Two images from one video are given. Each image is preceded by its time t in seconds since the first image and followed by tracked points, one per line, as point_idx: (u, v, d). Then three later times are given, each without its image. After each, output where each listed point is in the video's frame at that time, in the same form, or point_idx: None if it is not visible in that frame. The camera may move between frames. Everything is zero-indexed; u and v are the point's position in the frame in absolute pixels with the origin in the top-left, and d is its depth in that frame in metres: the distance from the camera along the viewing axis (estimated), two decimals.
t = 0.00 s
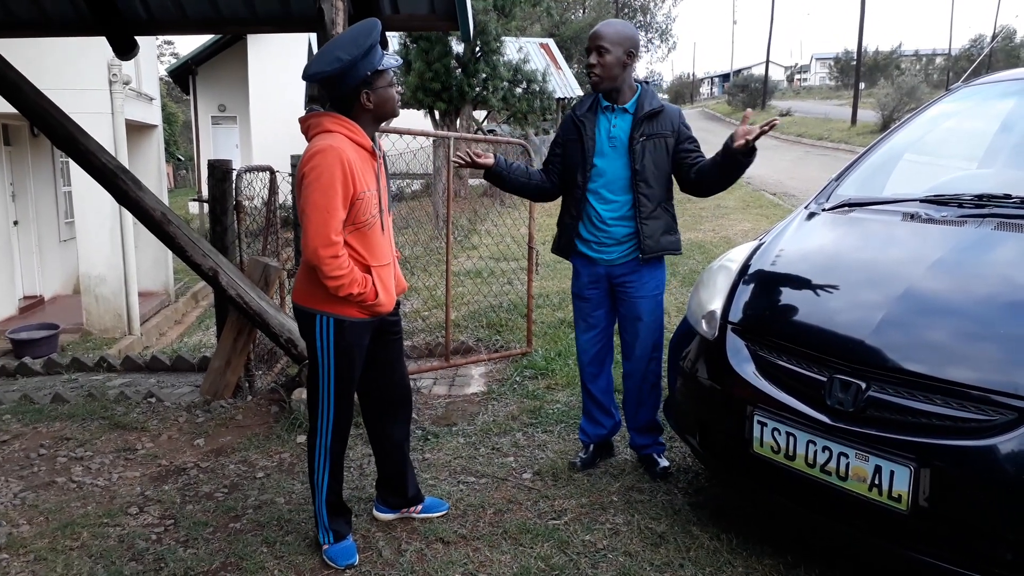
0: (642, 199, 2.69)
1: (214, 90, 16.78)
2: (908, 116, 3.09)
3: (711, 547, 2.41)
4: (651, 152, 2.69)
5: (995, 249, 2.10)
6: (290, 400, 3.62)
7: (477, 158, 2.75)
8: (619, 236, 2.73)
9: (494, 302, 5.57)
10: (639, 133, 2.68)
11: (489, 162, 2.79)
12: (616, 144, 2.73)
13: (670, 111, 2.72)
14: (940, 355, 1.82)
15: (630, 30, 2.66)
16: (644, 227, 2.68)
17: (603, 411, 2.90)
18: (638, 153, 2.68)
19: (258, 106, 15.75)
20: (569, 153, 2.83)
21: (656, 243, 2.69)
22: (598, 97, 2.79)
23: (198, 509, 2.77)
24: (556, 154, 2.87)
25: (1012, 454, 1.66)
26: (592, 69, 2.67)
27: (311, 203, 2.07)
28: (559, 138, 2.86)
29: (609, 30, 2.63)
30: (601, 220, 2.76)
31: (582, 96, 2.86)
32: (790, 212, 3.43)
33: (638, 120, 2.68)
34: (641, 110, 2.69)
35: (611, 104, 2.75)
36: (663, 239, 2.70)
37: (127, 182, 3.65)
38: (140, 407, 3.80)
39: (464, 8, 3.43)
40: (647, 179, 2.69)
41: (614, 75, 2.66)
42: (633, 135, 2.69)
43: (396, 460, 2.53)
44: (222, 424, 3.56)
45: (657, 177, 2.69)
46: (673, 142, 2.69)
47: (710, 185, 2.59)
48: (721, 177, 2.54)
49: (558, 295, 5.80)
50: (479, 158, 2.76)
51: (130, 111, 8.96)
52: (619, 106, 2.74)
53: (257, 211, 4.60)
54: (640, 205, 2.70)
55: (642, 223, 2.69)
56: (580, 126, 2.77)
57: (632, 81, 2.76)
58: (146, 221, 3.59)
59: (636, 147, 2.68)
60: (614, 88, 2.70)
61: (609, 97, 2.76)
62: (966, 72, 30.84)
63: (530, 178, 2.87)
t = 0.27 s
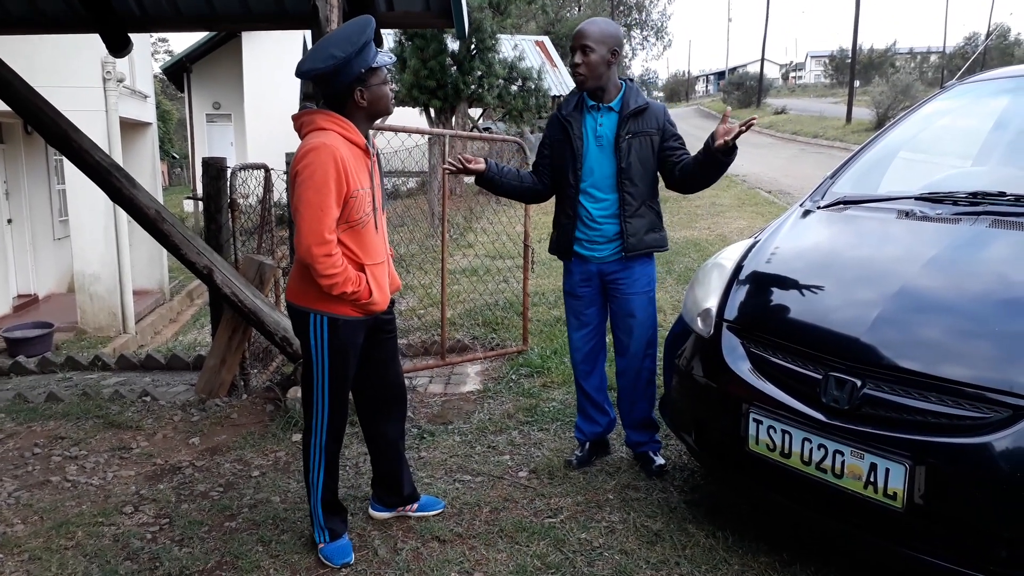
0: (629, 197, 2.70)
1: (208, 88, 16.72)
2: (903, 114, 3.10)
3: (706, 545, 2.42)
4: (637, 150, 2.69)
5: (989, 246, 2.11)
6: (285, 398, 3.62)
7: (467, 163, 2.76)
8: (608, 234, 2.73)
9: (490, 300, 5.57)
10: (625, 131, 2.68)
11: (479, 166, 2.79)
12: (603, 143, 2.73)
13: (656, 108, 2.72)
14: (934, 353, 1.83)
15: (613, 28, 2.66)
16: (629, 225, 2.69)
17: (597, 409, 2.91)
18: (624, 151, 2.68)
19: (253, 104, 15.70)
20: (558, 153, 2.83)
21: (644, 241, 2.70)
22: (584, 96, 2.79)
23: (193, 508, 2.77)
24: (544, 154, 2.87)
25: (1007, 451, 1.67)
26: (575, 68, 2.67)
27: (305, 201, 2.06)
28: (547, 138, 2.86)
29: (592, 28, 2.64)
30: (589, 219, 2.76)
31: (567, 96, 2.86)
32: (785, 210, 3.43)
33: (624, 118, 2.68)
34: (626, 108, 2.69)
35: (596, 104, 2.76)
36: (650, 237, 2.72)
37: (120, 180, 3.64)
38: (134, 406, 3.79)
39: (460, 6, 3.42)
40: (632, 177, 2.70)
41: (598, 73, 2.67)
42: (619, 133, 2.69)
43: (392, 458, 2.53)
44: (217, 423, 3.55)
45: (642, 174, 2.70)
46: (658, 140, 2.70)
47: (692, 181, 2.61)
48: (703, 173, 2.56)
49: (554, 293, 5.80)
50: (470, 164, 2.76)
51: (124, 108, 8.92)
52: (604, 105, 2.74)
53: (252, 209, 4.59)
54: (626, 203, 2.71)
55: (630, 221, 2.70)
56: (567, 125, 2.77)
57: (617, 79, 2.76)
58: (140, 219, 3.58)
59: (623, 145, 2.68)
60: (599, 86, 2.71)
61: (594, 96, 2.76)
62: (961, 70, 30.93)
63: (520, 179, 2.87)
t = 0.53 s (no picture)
0: (622, 200, 2.70)
1: (207, 89, 16.71)
2: (901, 117, 3.10)
3: (704, 548, 2.41)
4: (630, 153, 2.69)
5: (987, 249, 2.11)
6: (283, 400, 3.61)
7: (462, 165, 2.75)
8: (601, 237, 2.72)
9: (489, 302, 5.57)
10: (617, 134, 2.68)
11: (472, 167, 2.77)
12: (595, 146, 2.72)
13: (647, 110, 2.72)
14: (932, 356, 1.83)
15: (606, 31, 2.66)
16: (622, 228, 2.70)
17: (594, 411, 2.90)
18: (617, 154, 2.68)
19: (252, 105, 15.70)
20: (551, 157, 2.83)
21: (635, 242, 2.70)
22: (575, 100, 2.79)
23: (190, 510, 2.76)
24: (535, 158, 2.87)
25: (1006, 455, 1.66)
26: (568, 71, 2.66)
27: (304, 203, 2.06)
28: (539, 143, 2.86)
29: (583, 31, 2.63)
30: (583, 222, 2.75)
31: (558, 99, 2.86)
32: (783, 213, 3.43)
33: (615, 120, 2.68)
34: (617, 110, 2.69)
35: (588, 107, 2.75)
36: (643, 239, 2.72)
37: (119, 180, 3.63)
38: (132, 407, 3.79)
39: (459, 8, 3.42)
40: (626, 180, 2.70)
41: (589, 76, 2.66)
42: (611, 136, 2.69)
43: (389, 460, 2.52)
44: (215, 424, 3.54)
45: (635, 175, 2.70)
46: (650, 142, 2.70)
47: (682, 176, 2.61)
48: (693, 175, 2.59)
49: (552, 295, 5.80)
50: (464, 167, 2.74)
51: (123, 109, 8.91)
52: (597, 108, 2.74)
53: (251, 210, 4.59)
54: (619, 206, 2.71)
55: (623, 223, 2.70)
56: (559, 129, 2.77)
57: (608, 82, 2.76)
58: (138, 220, 3.57)
59: (615, 148, 2.68)
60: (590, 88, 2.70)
61: (586, 99, 2.75)
62: (959, 73, 30.99)
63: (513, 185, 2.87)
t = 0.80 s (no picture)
0: (619, 197, 2.70)
1: (207, 88, 16.71)
2: (900, 113, 3.09)
3: (705, 545, 2.41)
4: (627, 150, 2.69)
5: (987, 246, 2.11)
6: (284, 398, 3.61)
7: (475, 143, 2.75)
8: (598, 234, 2.72)
9: (489, 300, 5.56)
10: (614, 131, 2.68)
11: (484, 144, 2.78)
12: (592, 144, 2.72)
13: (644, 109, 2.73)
14: (932, 352, 1.82)
15: (605, 29, 2.65)
16: (620, 226, 2.69)
17: (595, 409, 2.90)
18: (614, 151, 2.68)
19: (252, 104, 15.69)
20: (548, 155, 2.83)
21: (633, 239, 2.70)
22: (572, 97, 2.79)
23: (190, 508, 2.76)
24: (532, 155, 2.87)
25: (1006, 451, 1.66)
26: (565, 69, 2.65)
27: (304, 202, 2.05)
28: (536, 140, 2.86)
29: (581, 27, 2.63)
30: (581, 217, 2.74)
31: (555, 97, 2.86)
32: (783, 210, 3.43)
33: (613, 117, 2.68)
34: (615, 108, 2.69)
35: (585, 105, 2.75)
36: (640, 237, 2.72)
37: (119, 180, 3.63)
38: (132, 406, 3.79)
39: (458, 6, 3.42)
40: (623, 177, 2.70)
41: (587, 72, 2.65)
42: (608, 133, 2.69)
43: (390, 458, 2.52)
44: (215, 423, 3.54)
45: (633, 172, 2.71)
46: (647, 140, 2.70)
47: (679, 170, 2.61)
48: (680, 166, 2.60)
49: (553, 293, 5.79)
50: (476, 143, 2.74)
51: (123, 108, 8.91)
52: (593, 106, 2.74)
53: (250, 209, 4.59)
54: (615, 203, 2.70)
55: (620, 220, 2.70)
56: (555, 126, 2.77)
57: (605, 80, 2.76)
58: (138, 219, 3.57)
59: (613, 145, 2.68)
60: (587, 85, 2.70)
61: (582, 96, 2.75)
62: (960, 70, 30.96)
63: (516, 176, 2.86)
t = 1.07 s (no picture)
0: (620, 198, 2.69)
1: (210, 89, 16.73)
2: (902, 114, 3.09)
3: (708, 546, 2.40)
4: (629, 151, 2.68)
5: (990, 245, 2.10)
6: (286, 399, 3.61)
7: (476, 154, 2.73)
8: (599, 234, 2.71)
9: (491, 300, 5.56)
10: (616, 132, 2.67)
11: (485, 156, 2.77)
12: (595, 144, 2.72)
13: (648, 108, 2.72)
14: (936, 352, 1.82)
15: (610, 29, 2.65)
16: (622, 227, 2.69)
17: (597, 411, 2.89)
18: (616, 151, 2.67)
19: (254, 105, 15.71)
20: (550, 156, 2.83)
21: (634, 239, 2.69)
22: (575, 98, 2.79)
23: (192, 510, 2.76)
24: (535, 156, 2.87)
25: (1011, 452, 1.65)
26: (569, 66, 2.64)
27: (307, 203, 2.05)
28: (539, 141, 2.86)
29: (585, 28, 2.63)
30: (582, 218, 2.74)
31: (557, 96, 2.86)
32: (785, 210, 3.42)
33: (615, 118, 2.67)
34: (617, 108, 2.68)
35: (588, 105, 2.75)
36: (642, 238, 2.71)
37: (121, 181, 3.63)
38: (135, 407, 3.79)
39: (460, 6, 3.41)
40: (625, 178, 2.69)
41: (590, 72, 2.65)
42: (610, 134, 2.68)
43: (392, 458, 2.52)
44: (218, 424, 3.54)
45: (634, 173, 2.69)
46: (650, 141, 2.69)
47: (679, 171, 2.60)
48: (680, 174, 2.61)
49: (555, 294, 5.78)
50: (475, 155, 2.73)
51: (125, 109, 8.92)
52: (597, 106, 2.73)
53: (253, 210, 4.59)
54: (617, 203, 2.70)
55: (621, 221, 2.69)
56: (558, 127, 2.77)
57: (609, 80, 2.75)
58: (140, 220, 3.57)
59: (614, 146, 2.67)
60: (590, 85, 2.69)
61: (585, 97, 2.75)
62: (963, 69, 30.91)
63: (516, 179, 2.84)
